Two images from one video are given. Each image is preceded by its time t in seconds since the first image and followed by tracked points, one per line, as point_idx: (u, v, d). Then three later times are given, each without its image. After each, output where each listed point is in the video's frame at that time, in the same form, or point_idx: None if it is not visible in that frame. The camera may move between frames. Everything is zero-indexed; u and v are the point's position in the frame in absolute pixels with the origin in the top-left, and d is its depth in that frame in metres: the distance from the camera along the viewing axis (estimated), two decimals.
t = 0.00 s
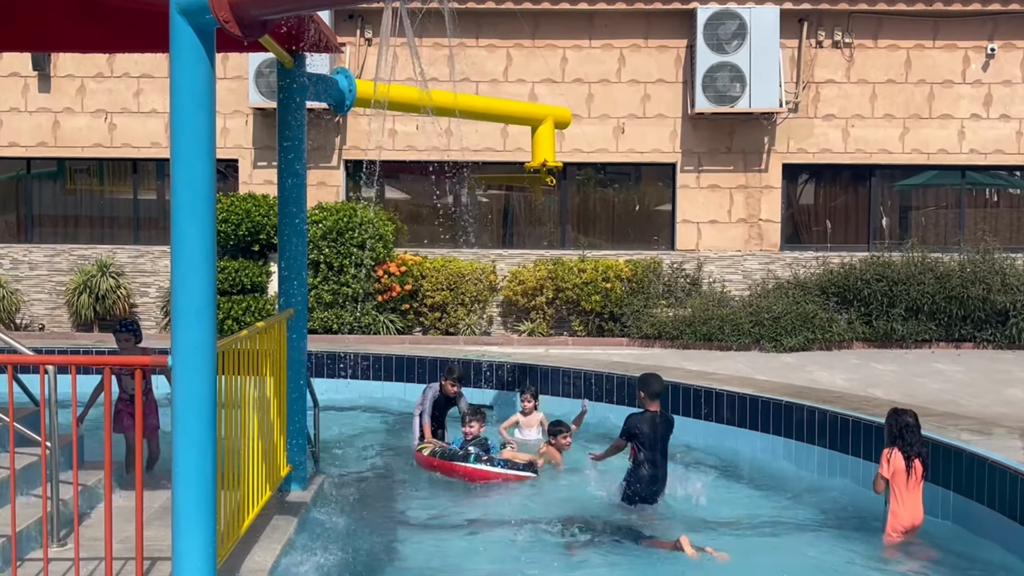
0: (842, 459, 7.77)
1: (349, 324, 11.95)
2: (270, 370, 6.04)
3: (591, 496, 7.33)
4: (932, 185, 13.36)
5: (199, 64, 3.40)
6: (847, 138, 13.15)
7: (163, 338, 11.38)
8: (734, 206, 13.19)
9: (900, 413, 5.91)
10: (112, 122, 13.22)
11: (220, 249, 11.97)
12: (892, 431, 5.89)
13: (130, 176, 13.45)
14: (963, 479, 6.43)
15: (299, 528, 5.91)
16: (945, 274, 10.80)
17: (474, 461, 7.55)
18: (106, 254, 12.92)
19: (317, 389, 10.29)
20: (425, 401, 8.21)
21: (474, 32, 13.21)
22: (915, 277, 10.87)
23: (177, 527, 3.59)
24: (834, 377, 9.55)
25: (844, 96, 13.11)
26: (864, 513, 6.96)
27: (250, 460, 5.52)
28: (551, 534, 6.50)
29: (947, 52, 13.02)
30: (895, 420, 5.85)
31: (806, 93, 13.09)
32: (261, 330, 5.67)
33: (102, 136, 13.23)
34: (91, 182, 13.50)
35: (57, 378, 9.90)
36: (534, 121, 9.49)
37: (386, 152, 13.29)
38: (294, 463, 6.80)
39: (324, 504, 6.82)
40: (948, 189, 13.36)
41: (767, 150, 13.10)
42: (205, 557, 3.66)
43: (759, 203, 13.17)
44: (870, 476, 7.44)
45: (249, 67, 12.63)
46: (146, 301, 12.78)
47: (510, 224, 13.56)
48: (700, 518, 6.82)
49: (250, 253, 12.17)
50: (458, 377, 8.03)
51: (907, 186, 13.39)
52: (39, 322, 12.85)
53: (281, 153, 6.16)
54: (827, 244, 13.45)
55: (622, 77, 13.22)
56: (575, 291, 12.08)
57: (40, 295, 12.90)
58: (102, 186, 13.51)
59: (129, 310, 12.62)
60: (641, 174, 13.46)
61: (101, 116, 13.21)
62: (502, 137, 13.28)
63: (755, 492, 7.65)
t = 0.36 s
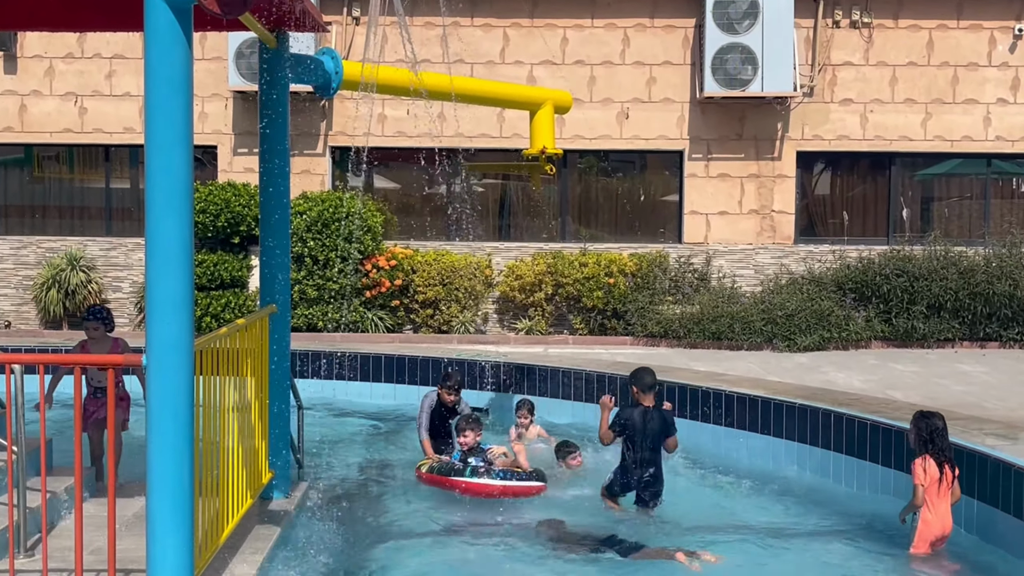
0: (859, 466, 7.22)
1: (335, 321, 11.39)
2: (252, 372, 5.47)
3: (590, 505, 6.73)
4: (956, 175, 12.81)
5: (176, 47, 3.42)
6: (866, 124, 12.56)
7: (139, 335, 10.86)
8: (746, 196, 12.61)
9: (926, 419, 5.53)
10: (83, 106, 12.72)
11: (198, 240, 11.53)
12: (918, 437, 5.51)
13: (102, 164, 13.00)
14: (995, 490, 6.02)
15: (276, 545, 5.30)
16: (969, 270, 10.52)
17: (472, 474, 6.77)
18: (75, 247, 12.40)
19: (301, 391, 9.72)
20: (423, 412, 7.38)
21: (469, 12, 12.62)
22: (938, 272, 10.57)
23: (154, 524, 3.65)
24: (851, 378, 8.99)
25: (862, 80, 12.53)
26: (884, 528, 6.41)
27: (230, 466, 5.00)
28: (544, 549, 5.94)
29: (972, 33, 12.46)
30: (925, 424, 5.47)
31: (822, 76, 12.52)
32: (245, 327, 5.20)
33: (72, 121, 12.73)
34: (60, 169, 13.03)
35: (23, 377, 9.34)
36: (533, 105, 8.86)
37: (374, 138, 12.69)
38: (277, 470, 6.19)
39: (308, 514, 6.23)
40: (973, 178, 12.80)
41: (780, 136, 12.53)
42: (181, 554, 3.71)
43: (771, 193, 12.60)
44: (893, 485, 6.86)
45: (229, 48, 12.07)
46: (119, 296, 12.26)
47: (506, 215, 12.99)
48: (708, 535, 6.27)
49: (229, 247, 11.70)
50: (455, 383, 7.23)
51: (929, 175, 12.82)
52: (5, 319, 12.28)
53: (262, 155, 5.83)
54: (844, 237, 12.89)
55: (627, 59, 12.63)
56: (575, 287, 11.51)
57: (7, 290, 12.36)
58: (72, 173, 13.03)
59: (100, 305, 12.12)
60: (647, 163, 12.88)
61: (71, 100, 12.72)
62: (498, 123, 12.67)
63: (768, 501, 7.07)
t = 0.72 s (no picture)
0: (868, 466, 6.93)
1: (327, 316, 11.12)
2: (240, 368, 5.18)
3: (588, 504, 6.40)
4: (967, 165, 12.53)
5: (161, 30, 3.15)
6: (875, 113, 12.27)
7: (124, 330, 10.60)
8: (751, 187, 12.32)
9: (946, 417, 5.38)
10: (66, 93, 12.43)
11: (185, 233, 11.30)
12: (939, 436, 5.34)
13: (86, 154, 12.71)
14: (1008, 492, 5.74)
15: (263, 549, 4.97)
16: (981, 263, 10.29)
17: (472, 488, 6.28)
18: (59, 239, 12.12)
19: (291, 389, 9.43)
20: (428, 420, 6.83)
21: None
22: (949, 266, 10.32)
23: (138, 534, 3.36)
24: (859, 376, 8.71)
25: (871, 67, 12.24)
26: (897, 531, 6.12)
27: (220, 467, 4.72)
28: (539, 552, 5.64)
29: (984, 19, 12.17)
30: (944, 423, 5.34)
31: (830, 63, 12.23)
32: (232, 322, 4.95)
33: (54, 108, 12.45)
34: (42, 159, 12.75)
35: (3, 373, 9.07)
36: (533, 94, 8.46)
37: (366, 127, 12.38)
38: (268, 468, 5.88)
39: (297, 515, 5.91)
40: (985, 169, 12.52)
41: (786, 126, 12.24)
42: (166, 565, 3.42)
43: (777, 184, 12.30)
44: (905, 487, 6.56)
45: (217, 34, 11.79)
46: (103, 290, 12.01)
47: (503, 207, 12.70)
48: (712, 539, 5.97)
49: (216, 239, 11.45)
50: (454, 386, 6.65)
51: (939, 166, 12.53)
52: None
53: (249, 148, 5.50)
54: (852, 230, 12.61)
55: (628, 46, 12.33)
56: (575, 281, 11.24)
57: None
58: (55, 164, 12.75)
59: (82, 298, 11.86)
60: (649, 153, 12.60)
61: (53, 87, 12.43)
62: (495, 112, 12.37)
63: (775, 503, 6.76)
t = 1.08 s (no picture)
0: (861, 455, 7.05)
1: (326, 307, 11.25)
2: (240, 358, 5.28)
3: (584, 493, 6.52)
4: (959, 159, 12.63)
5: (162, 25, 3.24)
6: (868, 106, 12.38)
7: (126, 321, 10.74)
8: (746, 180, 12.43)
9: (931, 403, 5.50)
10: (68, 87, 12.53)
11: (186, 225, 11.43)
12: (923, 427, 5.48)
13: (88, 147, 12.82)
14: (998, 480, 5.85)
15: (265, 535, 5.09)
16: (973, 255, 10.41)
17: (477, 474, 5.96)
18: (62, 232, 12.25)
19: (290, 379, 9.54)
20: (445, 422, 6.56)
21: None
22: (941, 258, 10.45)
23: (140, 521, 3.44)
24: (852, 366, 8.82)
25: (865, 62, 12.34)
26: (887, 518, 6.23)
27: (219, 455, 4.81)
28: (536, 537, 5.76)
29: (977, 13, 12.26)
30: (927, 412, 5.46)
31: (825, 58, 12.34)
32: (232, 314, 5.04)
33: (56, 102, 12.55)
34: (45, 152, 12.86)
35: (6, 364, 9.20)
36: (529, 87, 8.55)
37: (364, 120, 12.49)
38: (267, 455, 5.98)
39: (297, 501, 6.05)
40: (977, 162, 12.63)
41: (781, 119, 12.35)
42: (167, 552, 3.50)
43: (772, 177, 12.41)
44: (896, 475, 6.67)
45: (218, 28, 11.89)
46: (105, 283, 12.15)
47: (501, 200, 12.80)
48: (706, 526, 6.09)
49: (217, 232, 11.57)
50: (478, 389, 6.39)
51: (933, 159, 12.64)
52: None
53: (250, 132, 5.60)
54: (846, 222, 12.73)
55: (625, 40, 12.43)
56: (572, 273, 11.35)
57: None
58: (57, 157, 12.86)
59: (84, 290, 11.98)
60: (645, 147, 12.70)
61: (55, 80, 12.53)
62: (493, 105, 12.47)
63: (769, 491, 6.87)
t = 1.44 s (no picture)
0: (858, 444, 7.07)
1: (325, 297, 11.26)
2: (238, 349, 5.28)
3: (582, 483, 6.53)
4: (958, 148, 12.63)
5: (159, 13, 3.24)
6: (867, 96, 12.37)
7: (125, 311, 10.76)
8: (744, 169, 12.42)
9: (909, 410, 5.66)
10: (66, 77, 12.52)
11: (185, 215, 11.44)
12: (908, 431, 5.57)
13: (86, 137, 12.81)
14: (996, 468, 5.86)
15: (262, 526, 5.09)
16: (971, 244, 10.42)
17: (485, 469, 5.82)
18: (60, 222, 12.25)
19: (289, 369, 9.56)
20: (446, 416, 6.49)
21: None
22: (939, 247, 10.47)
23: (140, 511, 3.44)
24: (851, 355, 8.83)
25: (863, 51, 12.33)
26: (884, 507, 6.25)
27: (217, 446, 4.80)
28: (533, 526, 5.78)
29: (975, 2, 12.24)
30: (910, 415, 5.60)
31: (823, 47, 12.33)
32: (230, 304, 5.04)
33: (54, 92, 12.53)
34: (43, 142, 12.85)
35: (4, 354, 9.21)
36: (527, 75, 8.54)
37: (362, 110, 12.48)
38: (264, 446, 6.00)
39: (293, 493, 6.05)
40: (975, 151, 12.63)
41: (780, 109, 12.34)
42: (165, 541, 3.50)
43: (770, 166, 12.41)
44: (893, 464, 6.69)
45: (215, 18, 11.87)
46: (103, 273, 12.17)
47: (499, 189, 12.80)
48: (704, 515, 6.10)
49: (216, 222, 11.59)
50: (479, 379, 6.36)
51: (931, 148, 12.64)
52: None
53: (250, 130, 5.64)
54: (845, 212, 12.73)
55: (623, 30, 12.41)
56: (570, 263, 11.36)
57: None
58: (55, 147, 12.86)
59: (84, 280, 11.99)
60: (644, 136, 12.69)
61: (53, 70, 12.51)
62: (491, 94, 12.46)
63: (767, 480, 6.88)
